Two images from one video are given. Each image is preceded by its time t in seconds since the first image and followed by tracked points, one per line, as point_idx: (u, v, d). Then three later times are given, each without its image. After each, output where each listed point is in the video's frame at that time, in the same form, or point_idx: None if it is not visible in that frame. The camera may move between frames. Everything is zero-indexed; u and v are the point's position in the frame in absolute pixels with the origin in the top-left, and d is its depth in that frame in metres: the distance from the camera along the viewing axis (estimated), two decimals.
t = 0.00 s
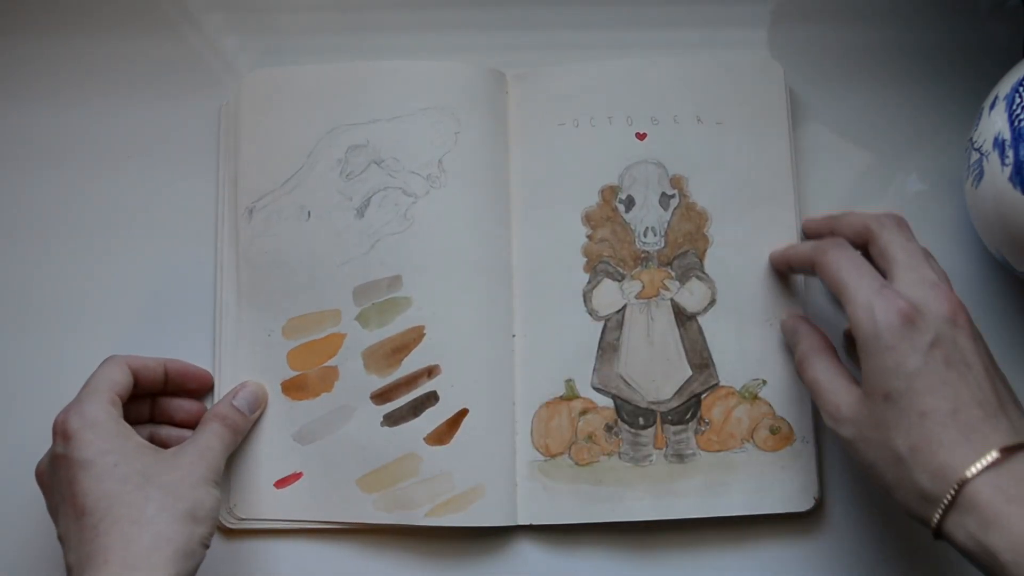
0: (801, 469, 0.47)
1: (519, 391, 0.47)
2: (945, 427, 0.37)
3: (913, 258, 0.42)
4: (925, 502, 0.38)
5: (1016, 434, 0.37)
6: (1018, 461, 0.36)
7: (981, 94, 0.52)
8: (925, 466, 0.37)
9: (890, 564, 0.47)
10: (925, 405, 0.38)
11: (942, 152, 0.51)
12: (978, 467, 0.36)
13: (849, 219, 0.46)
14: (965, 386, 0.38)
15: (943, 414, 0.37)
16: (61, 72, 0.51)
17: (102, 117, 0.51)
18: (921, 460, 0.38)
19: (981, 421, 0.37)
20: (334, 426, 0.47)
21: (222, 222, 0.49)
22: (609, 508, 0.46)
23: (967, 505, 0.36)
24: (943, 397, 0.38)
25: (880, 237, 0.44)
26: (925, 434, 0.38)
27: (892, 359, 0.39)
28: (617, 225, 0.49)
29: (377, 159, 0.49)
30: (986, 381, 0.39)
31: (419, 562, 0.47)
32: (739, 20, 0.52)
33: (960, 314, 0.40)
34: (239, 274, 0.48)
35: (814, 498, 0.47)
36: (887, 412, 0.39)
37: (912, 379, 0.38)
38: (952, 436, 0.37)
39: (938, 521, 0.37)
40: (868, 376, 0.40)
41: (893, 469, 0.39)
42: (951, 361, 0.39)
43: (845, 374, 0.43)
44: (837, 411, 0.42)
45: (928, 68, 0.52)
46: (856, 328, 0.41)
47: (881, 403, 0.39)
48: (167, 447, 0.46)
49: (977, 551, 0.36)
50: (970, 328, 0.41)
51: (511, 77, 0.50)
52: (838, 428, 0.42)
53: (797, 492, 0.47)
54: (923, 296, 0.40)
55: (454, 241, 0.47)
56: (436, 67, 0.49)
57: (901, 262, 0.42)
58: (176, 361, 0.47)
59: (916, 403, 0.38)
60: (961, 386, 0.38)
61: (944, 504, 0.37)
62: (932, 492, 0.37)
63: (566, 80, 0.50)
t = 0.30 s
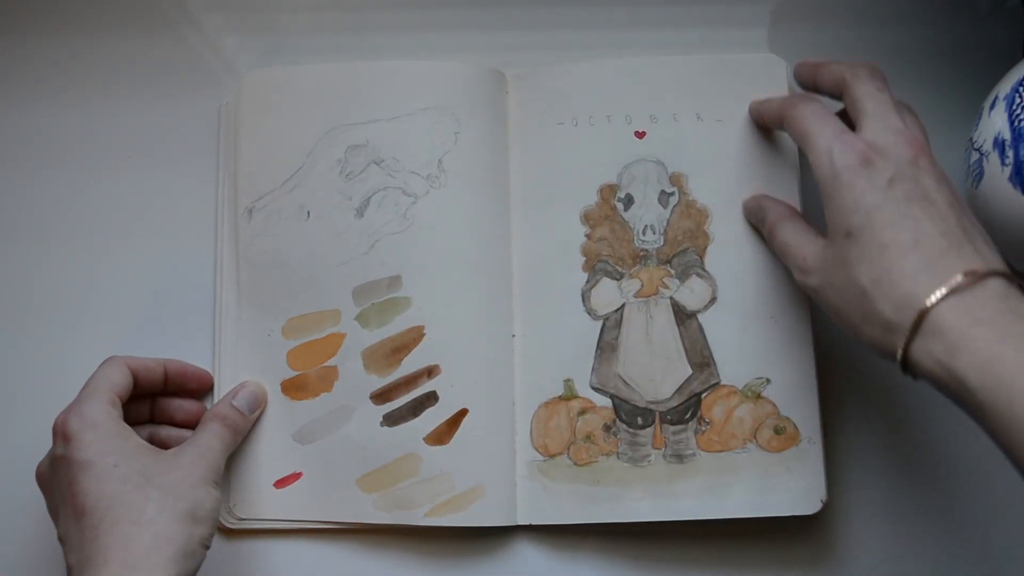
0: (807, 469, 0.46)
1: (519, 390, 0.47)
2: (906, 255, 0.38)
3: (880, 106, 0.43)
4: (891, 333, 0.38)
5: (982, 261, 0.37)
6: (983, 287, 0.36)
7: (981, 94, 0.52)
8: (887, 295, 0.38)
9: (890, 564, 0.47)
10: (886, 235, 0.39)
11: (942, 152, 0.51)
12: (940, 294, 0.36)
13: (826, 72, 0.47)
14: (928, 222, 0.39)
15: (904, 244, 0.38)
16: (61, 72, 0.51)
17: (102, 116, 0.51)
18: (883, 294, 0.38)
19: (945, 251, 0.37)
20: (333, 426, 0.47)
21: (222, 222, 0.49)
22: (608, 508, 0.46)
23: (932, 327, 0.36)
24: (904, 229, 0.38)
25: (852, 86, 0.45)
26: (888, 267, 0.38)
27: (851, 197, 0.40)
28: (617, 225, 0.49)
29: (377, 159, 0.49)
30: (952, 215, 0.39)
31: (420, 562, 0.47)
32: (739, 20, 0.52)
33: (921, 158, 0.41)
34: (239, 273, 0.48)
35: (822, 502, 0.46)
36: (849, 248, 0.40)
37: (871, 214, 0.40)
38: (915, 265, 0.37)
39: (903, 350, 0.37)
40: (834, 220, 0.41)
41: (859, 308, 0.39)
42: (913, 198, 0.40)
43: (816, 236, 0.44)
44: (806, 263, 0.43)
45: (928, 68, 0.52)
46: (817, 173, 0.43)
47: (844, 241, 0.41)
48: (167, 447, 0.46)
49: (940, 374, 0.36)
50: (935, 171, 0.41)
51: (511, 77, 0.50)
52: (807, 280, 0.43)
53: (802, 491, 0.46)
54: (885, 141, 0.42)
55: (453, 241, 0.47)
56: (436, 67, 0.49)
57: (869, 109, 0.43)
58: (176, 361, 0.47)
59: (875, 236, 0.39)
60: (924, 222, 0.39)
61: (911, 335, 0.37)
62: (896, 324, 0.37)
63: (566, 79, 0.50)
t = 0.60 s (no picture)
0: (807, 470, 0.46)
1: (519, 389, 0.47)
2: (902, 152, 0.40)
3: (870, 34, 0.46)
4: (893, 229, 0.40)
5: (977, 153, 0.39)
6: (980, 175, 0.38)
7: (982, 94, 0.52)
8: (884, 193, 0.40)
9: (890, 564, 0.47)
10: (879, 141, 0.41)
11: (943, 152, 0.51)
12: (939, 182, 0.38)
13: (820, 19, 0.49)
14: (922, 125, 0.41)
15: (898, 144, 0.40)
16: (61, 73, 0.51)
17: (102, 117, 0.51)
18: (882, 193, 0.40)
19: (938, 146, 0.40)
20: (332, 426, 0.46)
21: (222, 222, 0.49)
22: (608, 508, 0.46)
23: (935, 217, 0.38)
24: (899, 132, 0.41)
25: (847, 22, 0.47)
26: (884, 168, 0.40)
27: (847, 109, 0.43)
28: (617, 225, 0.49)
29: (377, 159, 0.49)
30: (947, 119, 0.41)
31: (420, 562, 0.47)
32: (739, 20, 0.52)
33: (915, 71, 0.43)
34: (239, 273, 0.48)
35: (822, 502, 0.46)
36: (846, 159, 0.42)
37: (864, 124, 0.42)
38: (910, 161, 0.39)
39: (906, 246, 0.39)
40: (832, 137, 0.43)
41: (861, 213, 0.42)
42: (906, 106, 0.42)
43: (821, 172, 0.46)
44: (807, 184, 0.45)
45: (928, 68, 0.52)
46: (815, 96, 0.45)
47: (842, 153, 0.43)
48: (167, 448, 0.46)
49: (943, 260, 0.38)
50: (929, 83, 0.43)
51: (511, 77, 0.50)
52: (812, 204, 0.45)
53: (802, 492, 0.46)
54: (881, 63, 0.44)
55: (453, 241, 0.47)
56: (436, 67, 0.49)
57: (863, 39, 0.46)
58: (176, 361, 0.47)
59: (871, 141, 0.41)
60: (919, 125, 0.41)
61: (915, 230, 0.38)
62: (897, 221, 0.39)
63: (566, 79, 0.50)
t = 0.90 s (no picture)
0: (807, 470, 0.46)
1: (519, 388, 0.47)
2: (895, 166, 0.40)
3: (856, 35, 0.46)
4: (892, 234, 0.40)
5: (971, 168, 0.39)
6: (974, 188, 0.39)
7: (982, 93, 0.52)
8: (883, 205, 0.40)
9: (890, 564, 0.47)
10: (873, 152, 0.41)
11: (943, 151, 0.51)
12: (933, 199, 0.39)
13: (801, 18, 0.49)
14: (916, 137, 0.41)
15: (892, 156, 0.41)
16: (61, 73, 0.51)
17: (102, 116, 0.51)
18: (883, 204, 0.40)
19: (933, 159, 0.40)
20: (332, 426, 0.46)
21: (222, 221, 0.49)
22: (608, 508, 0.46)
23: (929, 233, 0.38)
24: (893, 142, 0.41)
25: (829, 23, 0.47)
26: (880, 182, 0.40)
27: (839, 118, 0.43)
28: (617, 224, 0.49)
29: (377, 159, 0.49)
30: (937, 127, 0.42)
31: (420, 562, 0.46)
32: (739, 20, 0.52)
33: (903, 78, 0.44)
34: (239, 272, 0.48)
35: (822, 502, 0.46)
36: (841, 168, 0.42)
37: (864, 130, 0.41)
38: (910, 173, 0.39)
39: (902, 259, 0.40)
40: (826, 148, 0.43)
41: (860, 224, 0.42)
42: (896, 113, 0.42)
43: (809, 169, 0.46)
44: (802, 189, 0.45)
45: (928, 67, 0.52)
46: (805, 101, 0.45)
47: (836, 162, 0.43)
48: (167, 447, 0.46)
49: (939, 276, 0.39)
50: (916, 89, 0.44)
51: (511, 77, 0.50)
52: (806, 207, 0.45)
53: (802, 493, 0.46)
54: (868, 66, 0.44)
55: (453, 241, 0.47)
56: (436, 67, 0.49)
57: (848, 40, 0.46)
58: (177, 360, 0.47)
59: (865, 152, 0.41)
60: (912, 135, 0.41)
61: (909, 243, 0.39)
62: (892, 233, 0.40)
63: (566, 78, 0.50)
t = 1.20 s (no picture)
0: (807, 469, 0.46)
1: (519, 388, 0.48)
2: (886, 152, 0.40)
3: (854, 0, 0.44)
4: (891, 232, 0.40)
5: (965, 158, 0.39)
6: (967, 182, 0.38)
7: (982, 93, 0.52)
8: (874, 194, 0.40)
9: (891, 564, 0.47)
10: (864, 137, 0.41)
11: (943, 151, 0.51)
12: (925, 190, 0.38)
13: None
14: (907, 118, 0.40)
15: (884, 142, 0.40)
16: (61, 72, 0.51)
17: (102, 115, 0.51)
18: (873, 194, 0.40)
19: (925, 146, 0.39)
20: (332, 427, 0.46)
21: (221, 221, 0.49)
22: (608, 508, 0.46)
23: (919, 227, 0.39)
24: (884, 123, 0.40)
25: None
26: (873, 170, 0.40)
27: (831, 96, 0.42)
28: (617, 224, 0.49)
29: (377, 159, 0.49)
30: (929, 103, 0.41)
31: (419, 563, 0.46)
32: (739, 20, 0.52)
33: (899, 47, 0.42)
34: (240, 271, 0.48)
35: (823, 502, 0.46)
36: (831, 155, 0.42)
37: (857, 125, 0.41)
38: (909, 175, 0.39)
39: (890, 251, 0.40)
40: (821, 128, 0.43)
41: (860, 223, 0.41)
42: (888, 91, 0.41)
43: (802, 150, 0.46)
44: (794, 170, 0.45)
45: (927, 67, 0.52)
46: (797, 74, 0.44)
47: (826, 147, 0.43)
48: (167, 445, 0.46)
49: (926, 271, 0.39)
50: (911, 59, 0.42)
51: (511, 77, 0.50)
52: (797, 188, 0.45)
53: (802, 493, 0.46)
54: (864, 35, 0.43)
55: (453, 240, 0.47)
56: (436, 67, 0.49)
57: (842, 6, 0.44)
58: (178, 359, 0.47)
59: (856, 137, 0.41)
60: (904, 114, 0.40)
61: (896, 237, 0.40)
62: (881, 225, 0.40)
63: (566, 78, 0.50)
